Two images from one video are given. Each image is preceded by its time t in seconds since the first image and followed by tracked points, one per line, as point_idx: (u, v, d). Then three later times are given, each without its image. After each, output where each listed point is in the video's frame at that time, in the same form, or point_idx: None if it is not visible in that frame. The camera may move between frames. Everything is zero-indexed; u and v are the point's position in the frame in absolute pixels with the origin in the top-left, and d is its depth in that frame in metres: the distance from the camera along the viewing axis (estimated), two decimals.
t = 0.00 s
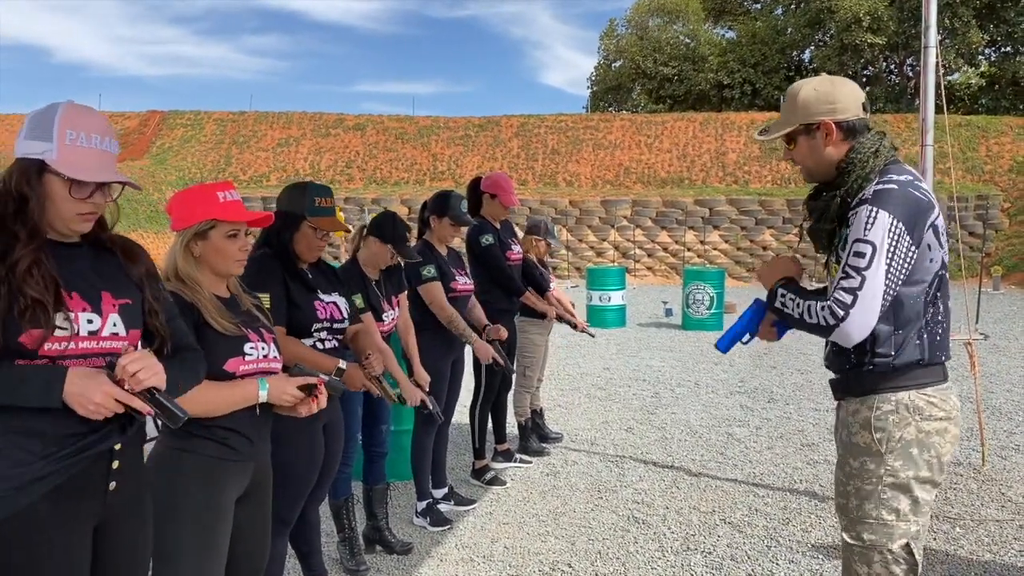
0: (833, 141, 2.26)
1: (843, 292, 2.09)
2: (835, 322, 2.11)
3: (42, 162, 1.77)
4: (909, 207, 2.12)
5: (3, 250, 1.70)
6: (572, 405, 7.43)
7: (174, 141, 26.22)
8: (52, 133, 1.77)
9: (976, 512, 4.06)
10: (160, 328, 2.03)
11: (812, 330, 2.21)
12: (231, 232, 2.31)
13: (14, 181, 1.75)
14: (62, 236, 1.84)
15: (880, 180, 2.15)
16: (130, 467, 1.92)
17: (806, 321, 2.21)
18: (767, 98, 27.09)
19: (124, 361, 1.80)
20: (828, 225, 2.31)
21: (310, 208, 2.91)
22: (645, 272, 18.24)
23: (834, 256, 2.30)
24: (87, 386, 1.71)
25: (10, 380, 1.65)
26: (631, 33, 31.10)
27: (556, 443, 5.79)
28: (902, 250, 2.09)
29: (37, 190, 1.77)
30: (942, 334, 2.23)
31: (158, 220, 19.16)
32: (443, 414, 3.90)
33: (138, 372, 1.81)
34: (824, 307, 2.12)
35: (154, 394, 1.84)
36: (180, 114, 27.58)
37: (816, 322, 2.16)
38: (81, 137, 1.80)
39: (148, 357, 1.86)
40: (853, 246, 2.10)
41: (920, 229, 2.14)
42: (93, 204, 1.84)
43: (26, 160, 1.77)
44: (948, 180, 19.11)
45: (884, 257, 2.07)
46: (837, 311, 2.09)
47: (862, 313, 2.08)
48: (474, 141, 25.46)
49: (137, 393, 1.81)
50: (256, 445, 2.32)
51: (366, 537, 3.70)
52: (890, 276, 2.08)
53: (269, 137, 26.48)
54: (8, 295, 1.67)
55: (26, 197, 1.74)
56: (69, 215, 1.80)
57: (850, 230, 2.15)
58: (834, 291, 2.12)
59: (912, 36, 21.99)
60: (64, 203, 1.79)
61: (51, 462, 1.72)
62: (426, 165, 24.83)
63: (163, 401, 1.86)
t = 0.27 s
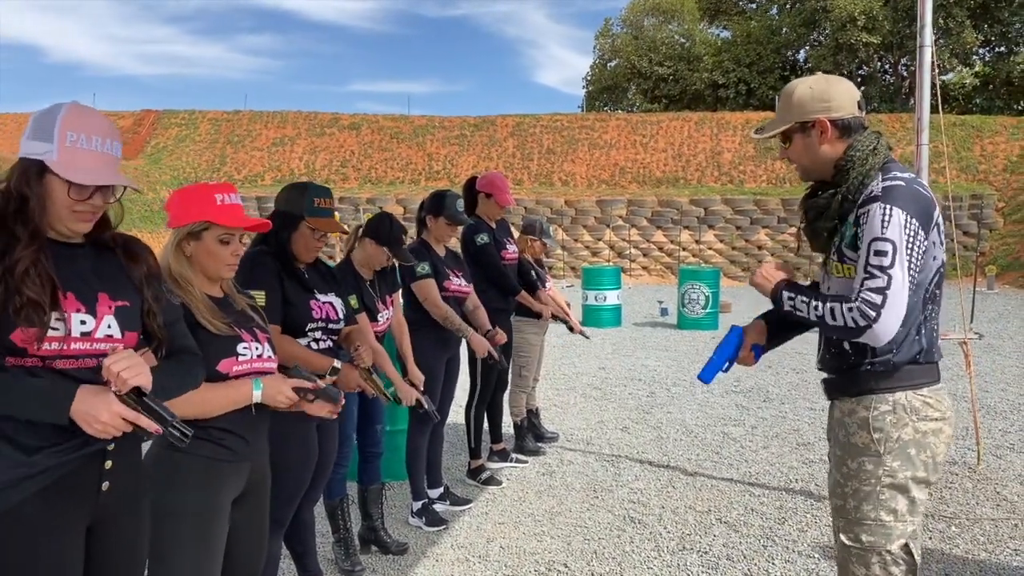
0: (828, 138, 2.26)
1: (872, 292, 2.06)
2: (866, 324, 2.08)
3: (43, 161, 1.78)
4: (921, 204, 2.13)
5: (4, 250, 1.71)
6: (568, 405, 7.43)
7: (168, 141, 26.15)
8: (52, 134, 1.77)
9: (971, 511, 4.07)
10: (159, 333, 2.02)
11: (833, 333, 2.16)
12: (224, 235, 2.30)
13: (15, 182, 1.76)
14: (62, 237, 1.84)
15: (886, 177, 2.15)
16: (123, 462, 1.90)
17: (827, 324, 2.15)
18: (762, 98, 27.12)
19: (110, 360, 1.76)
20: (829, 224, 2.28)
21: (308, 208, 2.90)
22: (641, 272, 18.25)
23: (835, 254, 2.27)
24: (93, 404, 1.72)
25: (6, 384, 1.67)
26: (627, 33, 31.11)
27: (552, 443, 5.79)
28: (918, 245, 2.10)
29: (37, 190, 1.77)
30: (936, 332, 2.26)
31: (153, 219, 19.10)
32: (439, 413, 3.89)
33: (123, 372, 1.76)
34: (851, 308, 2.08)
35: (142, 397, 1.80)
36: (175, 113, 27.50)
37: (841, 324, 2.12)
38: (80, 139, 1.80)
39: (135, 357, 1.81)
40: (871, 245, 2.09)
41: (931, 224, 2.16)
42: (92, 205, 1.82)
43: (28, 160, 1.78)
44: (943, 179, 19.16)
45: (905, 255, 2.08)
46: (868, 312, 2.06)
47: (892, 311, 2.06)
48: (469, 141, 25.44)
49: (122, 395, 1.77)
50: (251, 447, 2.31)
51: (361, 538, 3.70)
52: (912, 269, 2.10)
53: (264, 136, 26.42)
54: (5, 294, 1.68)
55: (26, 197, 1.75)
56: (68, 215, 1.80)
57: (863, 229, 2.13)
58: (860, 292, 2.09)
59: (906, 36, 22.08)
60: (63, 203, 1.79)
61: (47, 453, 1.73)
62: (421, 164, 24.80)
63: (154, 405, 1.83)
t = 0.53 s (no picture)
0: (827, 135, 2.26)
1: (864, 293, 2.07)
2: (861, 324, 2.08)
3: (38, 161, 1.78)
4: (909, 204, 2.13)
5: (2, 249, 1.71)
6: (562, 404, 7.44)
7: (161, 140, 26.07)
8: (46, 131, 1.77)
9: (964, 509, 4.09)
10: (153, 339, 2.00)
11: (821, 338, 2.16)
12: (217, 236, 2.29)
13: (9, 180, 1.75)
14: (59, 239, 1.83)
15: (876, 178, 2.15)
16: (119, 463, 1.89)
17: (817, 329, 2.15)
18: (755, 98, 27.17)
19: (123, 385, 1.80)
20: (819, 219, 2.30)
21: (304, 207, 2.89)
22: (635, 271, 18.28)
23: (824, 251, 2.29)
24: (104, 432, 1.72)
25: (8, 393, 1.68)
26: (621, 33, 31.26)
27: (546, 443, 5.79)
28: (907, 244, 2.10)
29: (34, 188, 1.77)
30: (921, 333, 2.24)
31: (146, 219, 19.03)
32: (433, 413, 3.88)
33: (138, 396, 1.81)
34: (846, 310, 2.09)
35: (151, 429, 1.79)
36: (168, 112, 27.40)
37: (834, 327, 2.12)
38: (77, 139, 1.80)
39: (148, 380, 1.86)
40: (861, 246, 2.09)
41: (919, 225, 2.16)
42: (87, 203, 1.82)
43: (24, 159, 1.78)
44: (936, 179, 19.25)
45: (896, 254, 2.08)
46: (862, 312, 2.07)
47: (885, 310, 2.07)
48: (463, 141, 25.43)
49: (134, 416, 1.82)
50: (247, 447, 2.31)
51: (355, 538, 3.69)
52: (903, 268, 2.10)
53: (258, 136, 26.34)
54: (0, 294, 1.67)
55: (22, 196, 1.75)
56: (63, 213, 1.80)
57: (853, 229, 2.14)
58: (853, 293, 2.09)
59: (900, 36, 22.16)
60: (57, 201, 1.78)
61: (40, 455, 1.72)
62: (416, 164, 24.77)
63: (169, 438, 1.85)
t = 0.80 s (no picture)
0: (823, 135, 2.27)
1: (842, 294, 2.07)
2: (839, 326, 2.08)
3: (31, 165, 1.75)
4: (893, 207, 2.13)
5: None
6: (556, 405, 7.44)
7: (154, 141, 25.97)
8: (40, 137, 1.75)
9: (956, 509, 4.11)
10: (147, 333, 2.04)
11: (804, 340, 2.17)
12: (208, 240, 2.28)
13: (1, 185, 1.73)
14: (53, 242, 1.84)
15: (863, 179, 2.15)
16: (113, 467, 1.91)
17: (799, 332, 2.16)
18: (747, 98, 27.24)
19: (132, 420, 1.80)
20: (809, 218, 2.32)
21: (298, 209, 2.87)
22: (628, 271, 18.32)
23: (810, 251, 2.30)
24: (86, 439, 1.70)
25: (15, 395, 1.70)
26: (614, 33, 31.34)
27: (540, 443, 5.79)
28: (888, 246, 2.10)
29: (27, 194, 1.75)
30: (906, 335, 2.23)
31: (138, 219, 18.97)
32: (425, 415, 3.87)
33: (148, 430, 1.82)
34: (824, 312, 2.10)
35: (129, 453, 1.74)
36: (160, 113, 27.30)
37: (814, 329, 2.13)
38: (70, 143, 1.79)
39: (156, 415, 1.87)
40: (841, 247, 2.10)
41: (903, 229, 2.15)
42: (82, 209, 1.81)
43: (14, 163, 1.75)
44: (927, 179, 19.35)
45: (876, 257, 2.08)
46: (840, 314, 2.07)
47: (863, 312, 2.07)
48: (457, 141, 25.41)
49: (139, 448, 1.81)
50: (237, 450, 2.29)
51: (348, 539, 3.69)
52: (882, 271, 2.09)
53: (250, 136, 26.28)
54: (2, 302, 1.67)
55: (15, 201, 1.73)
56: (59, 220, 1.79)
57: (835, 230, 2.14)
58: (832, 295, 2.10)
59: (892, 37, 22.28)
60: (52, 208, 1.77)
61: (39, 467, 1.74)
62: (409, 165, 24.75)
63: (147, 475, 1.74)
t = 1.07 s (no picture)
0: (817, 135, 2.28)
1: (829, 295, 2.08)
2: (824, 327, 2.10)
3: (22, 170, 1.76)
4: (883, 208, 2.13)
5: None
6: (548, 405, 7.45)
7: (145, 141, 25.84)
8: (33, 143, 1.76)
9: (947, 509, 4.13)
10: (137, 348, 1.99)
11: (792, 341, 2.18)
12: (203, 244, 2.28)
13: None
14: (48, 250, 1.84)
15: (854, 180, 2.16)
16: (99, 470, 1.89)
17: (787, 333, 2.17)
18: (739, 99, 27.31)
19: (104, 386, 1.81)
20: (800, 219, 2.33)
21: (291, 210, 2.87)
22: (620, 272, 18.35)
23: (802, 250, 2.31)
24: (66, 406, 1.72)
25: None
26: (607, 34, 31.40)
27: (533, 444, 5.79)
28: (876, 248, 2.11)
29: (17, 200, 1.75)
30: (897, 337, 2.23)
31: (130, 220, 18.88)
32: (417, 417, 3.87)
33: (121, 398, 1.82)
34: (811, 313, 2.11)
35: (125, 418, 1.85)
36: (152, 113, 27.17)
37: (801, 330, 2.14)
38: (64, 151, 1.80)
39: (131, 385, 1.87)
40: (830, 248, 2.11)
41: (892, 231, 2.16)
42: (71, 217, 1.81)
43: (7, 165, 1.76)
44: (918, 180, 19.46)
45: (863, 258, 2.09)
46: (826, 315, 2.09)
47: (849, 313, 2.08)
48: (449, 142, 25.39)
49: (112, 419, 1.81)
50: (224, 451, 2.28)
51: (341, 540, 3.68)
52: (870, 272, 2.10)
53: (242, 137, 26.18)
54: None
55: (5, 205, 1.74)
56: (47, 226, 1.79)
57: (825, 231, 2.15)
58: (819, 296, 2.11)
59: (883, 38, 22.39)
60: (41, 213, 1.77)
61: (20, 459, 1.72)
62: (402, 165, 24.72)
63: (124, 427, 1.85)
